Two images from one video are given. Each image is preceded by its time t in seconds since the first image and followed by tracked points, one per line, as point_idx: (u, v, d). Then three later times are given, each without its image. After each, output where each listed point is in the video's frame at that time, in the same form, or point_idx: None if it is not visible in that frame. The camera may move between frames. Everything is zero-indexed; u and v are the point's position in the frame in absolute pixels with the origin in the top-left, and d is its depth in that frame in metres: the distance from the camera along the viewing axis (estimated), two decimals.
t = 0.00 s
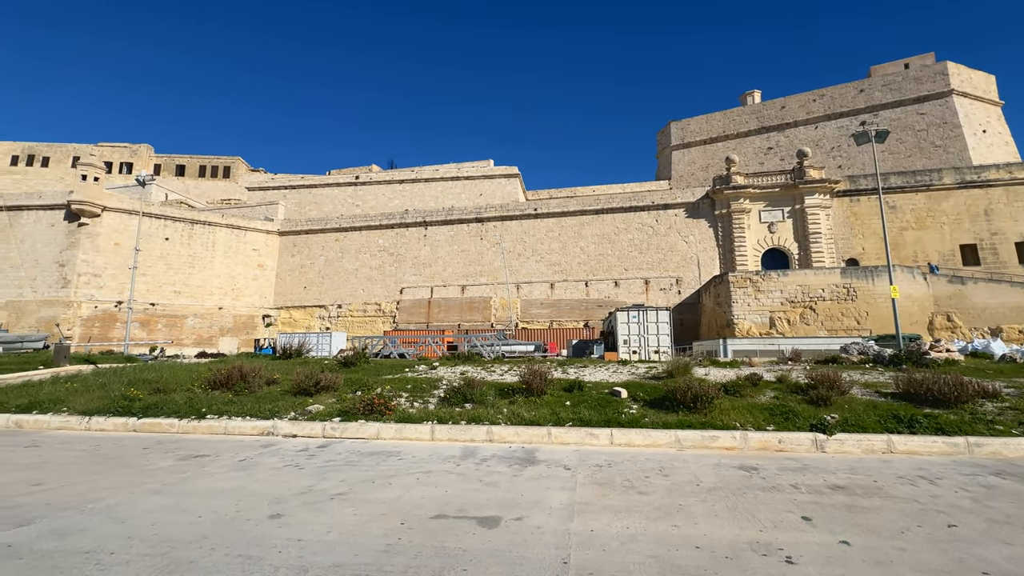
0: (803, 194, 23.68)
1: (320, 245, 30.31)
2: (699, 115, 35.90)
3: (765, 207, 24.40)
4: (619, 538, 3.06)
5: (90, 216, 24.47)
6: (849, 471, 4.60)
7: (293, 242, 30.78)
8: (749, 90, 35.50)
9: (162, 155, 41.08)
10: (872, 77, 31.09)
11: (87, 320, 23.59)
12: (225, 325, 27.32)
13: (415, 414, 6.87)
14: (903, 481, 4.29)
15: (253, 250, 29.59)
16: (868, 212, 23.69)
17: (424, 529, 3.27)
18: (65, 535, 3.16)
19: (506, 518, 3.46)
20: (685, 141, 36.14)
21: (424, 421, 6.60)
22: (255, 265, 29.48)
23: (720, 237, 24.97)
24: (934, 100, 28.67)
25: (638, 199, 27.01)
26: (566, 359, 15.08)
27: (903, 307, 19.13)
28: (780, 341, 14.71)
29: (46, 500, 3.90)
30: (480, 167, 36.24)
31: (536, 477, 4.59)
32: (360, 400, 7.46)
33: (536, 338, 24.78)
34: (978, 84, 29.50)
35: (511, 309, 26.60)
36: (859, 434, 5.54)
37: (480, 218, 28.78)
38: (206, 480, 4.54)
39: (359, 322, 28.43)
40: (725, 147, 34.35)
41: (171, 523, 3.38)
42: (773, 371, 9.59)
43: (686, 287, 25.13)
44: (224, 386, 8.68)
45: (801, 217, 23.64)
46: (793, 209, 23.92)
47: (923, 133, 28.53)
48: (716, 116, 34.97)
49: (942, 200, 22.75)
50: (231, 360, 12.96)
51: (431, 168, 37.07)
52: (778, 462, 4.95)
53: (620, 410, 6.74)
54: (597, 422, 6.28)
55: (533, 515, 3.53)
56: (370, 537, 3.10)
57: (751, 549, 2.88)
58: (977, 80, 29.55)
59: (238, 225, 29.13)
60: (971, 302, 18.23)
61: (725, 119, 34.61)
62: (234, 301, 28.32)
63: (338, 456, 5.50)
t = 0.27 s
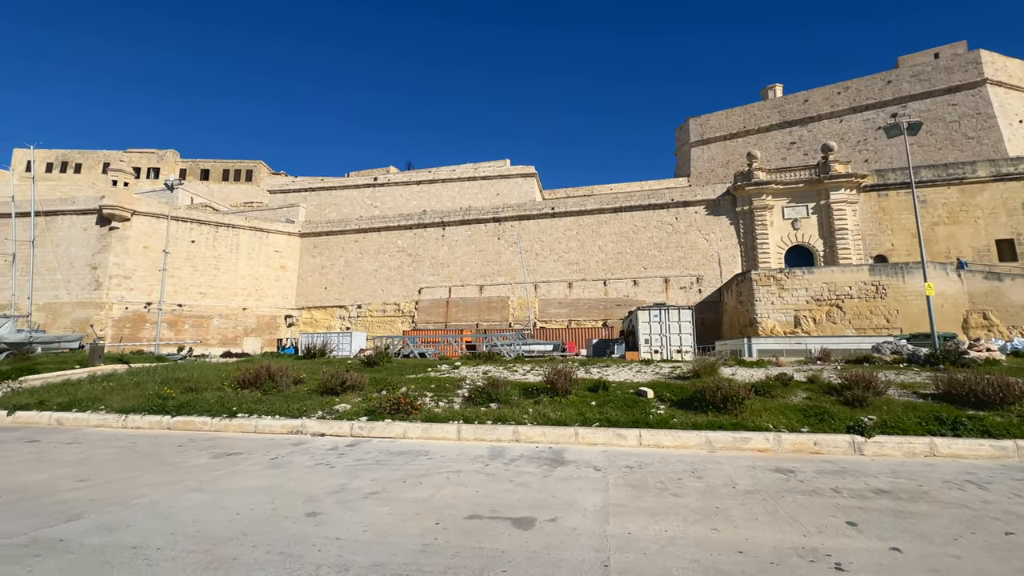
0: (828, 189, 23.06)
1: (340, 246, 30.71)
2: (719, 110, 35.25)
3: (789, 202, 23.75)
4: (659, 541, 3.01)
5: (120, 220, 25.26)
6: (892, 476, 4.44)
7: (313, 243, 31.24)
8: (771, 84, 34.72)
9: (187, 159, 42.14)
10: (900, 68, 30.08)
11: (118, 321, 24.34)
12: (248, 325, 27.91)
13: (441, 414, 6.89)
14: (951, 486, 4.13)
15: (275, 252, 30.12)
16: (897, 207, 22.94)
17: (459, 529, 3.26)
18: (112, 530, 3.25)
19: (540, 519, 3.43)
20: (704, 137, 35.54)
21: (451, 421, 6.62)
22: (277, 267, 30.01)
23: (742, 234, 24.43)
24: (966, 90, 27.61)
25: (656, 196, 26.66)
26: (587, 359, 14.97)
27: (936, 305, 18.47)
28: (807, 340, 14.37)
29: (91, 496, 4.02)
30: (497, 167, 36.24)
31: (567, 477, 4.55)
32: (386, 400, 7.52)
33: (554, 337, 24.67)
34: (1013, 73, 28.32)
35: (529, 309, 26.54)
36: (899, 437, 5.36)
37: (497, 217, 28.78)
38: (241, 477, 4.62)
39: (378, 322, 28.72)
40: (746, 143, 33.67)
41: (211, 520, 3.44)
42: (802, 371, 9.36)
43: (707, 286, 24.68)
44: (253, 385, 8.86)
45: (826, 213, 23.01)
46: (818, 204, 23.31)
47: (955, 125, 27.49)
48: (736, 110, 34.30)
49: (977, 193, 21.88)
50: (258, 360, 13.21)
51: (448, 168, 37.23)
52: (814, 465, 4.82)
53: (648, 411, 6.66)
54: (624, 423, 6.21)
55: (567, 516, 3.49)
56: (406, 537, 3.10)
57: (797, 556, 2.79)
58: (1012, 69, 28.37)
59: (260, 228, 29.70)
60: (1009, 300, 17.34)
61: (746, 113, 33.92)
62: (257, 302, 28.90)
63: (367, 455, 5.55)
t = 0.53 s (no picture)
0: (855, 185, 22.43)
1: (359, 248, 31.10)
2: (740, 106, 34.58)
3: (815, 199, 23.04)
4: (699, 545, 2.94)
5: (149, 225, 26.04)
6: (938, 480, 4.27)
7: (334, 246, 31.70)
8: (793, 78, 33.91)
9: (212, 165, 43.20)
10: (930, 58, 29.00)
11: (148, 322, 25.09)
12: (272, 326, 28.48)
13: (466, 414, 6.90)
14: (1003, 492, 3.94)
15: (297, 254, 30.66)
16: (928, 202, 22.17)
17: (495, 529, 3.24)
18: (156, 526, 3.32)
19: (576, 520, 3.39)
20: (724, 134, 34.91)
21: (477, 421, 6.62)
22: (299, 269, 30.54)
23: (765, 231, 23.87)
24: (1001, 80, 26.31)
25: (676, 194, 26.27)
26: (608, 359, 14.83)
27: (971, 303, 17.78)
28: (837, 339, 13.98)
29: (134, 492, 4.13)
30: (514, 167, 36.22)
31: (598, 478, 4.49)
32: (411, 400, 7.57)
33: (573, 338, 24.51)
34: None
35: (547, 309, 26.44)
36: (943, 440, 5.15)
37: (515, 218, 28.75)
38: (275, 476, 4.69)
39: (398, 323, 28.99)
40: (768, 138, 32.96)
41: (250, 517, 3.50)
42: (834, 372, 9.10)
43: (729, 285, 24.17)
44: (281, 385, 9.02)
45: (853, 209, 22.39)
46: (845, 200, 22.66)
47: (990, 116, 26.28)
48: (756, 106, 33.60)
49: (1014, 186, 20.97)
50: (283, 360, 13.46)
51: (465, 169, 37.37)
52: (854, 468, 4.66)
53: (676, 412, 6.55)
54: (652, 424, 6.12)
55: (603, 518, 3.44)
56: (442, 537, 3.10)
57: (847, 562, 2.70)
58: None
59: (283, 231, 30.27)
60: None
61: (767, 109, 33.21)
62: (280, 303, 29.45)
63: (395, 454, 5.58)
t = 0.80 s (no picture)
0: (880, 181, 21.81)
1: (377, 250, 31.39)
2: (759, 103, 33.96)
3: (838, 196, 22.55)
4: (738, 552, 2.87)
5: (174, 230, 26.70)
6: (985, 487, 4.09)
7: (352, 249, 32.05)
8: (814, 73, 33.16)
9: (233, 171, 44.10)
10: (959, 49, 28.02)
11: (174, 325, 25.73)
12: (292, 328, 28.95)
13: (490, 416, 6.88)
14: None
15: (316, 257, 31.10)
16: (958, 198, 21.44)
17: (527, 533, 3.22)
18: (193, 525, 3.38)
19: (608, 525, 3.34)
20: (743, 131, 34.33)
21: (500, 423, 6.60)
22: (318, 272, 30.98)
23: (786, 230, 23.35)
24: None
25: (694, 193, 25.88)
26: (627, 361, 14.66)
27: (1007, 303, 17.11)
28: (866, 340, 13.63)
29: (170, 492, 4.22)
30: (530, 169, 36.16)
31: (627, 482, 4.43)
32: (434, 401, 7.59)
33: (590, 339, 24.32)
34: None
35: (564, 310, 26.30)
36: (987, 445, 4.96)
37: (531, 219, 28.68)
38: (304, 476, 4.74)
39: (415, 324, 29.17)
40: (788, 135, 32.29)
41: (283, 517, 3.53)
42: (864, 374, 8.84)
43: (749, 285, 23.65)
44: (305, 386, 9.15)
45: (879, 206, 21.78)
46: (870, 197, 22.07)
47: None
48: (776, 102, 32.97)
49: None
50: (305, 362, 13.68)
51: (481, 171, 37.45)
52: (893, 474, 4.51)
53: (703, 414, 6.44)
54: (679, 427, 6.02)
55: (636, 523, 3.39)
56: (475, 540, 3.08)
57: (896, 573, 2.60)
58: None
59: (302, 234, 30.72)
60: None
61: (787, 105, 32.55)
62: (300, 306, 29.91)
63: (420, 456, 5.59)
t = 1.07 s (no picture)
0: (903, 179, 21.28)
1: (391, 253, 31.62)
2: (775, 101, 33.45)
3: (858, 194, 22.08)
4: (770, 560, 2.81)
5: (194, 234, 27.27)
6: None
7: (366, 252, 32.32)
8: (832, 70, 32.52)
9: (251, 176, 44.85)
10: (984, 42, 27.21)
11: (195, 328, 26.25)
12: (308, 331, 29.32)
13: (508, 419, 6.86)
14: None
15: (332, 260, 31.43)
16: (985, 195, 20.82)
17: (554, 538, 3.18)
18: (223, 527, 3.42)
19: (635, 530, 3.30)
20: (759, 130, 33.83)
21: (519, 426, 6.58)
22: (334, 275, 31.31)
23: (805, 230, 22.92)
24: None
25: (710, 193, 25.53)
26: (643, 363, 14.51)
27: None
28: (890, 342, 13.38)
29: (198, 492, 4.29)
30: (543, 170, 36.07)
31: (651, 486, 4.36)
32: (452, 404, 7.60)
33: (605, 341, 24.13)
34: None
35: (578, 312, 26.16)
36: None
37: (544, 221, 28.61)
38: (327, 478, 4.78)
39: (429, 326, 29.29)
40: (806, 133, 31.71)
41: (309, 519, 3.56)
42: (891, 376, 8.60)
43: (767, 286, 23.23)
44: (324, 388, 9.24)
45: (901, 204, 21.26)
46: (892, 195, 21.56)
47: None
48: (793, 100, 32.42)
49: None
50: (324, 364, 13.83)
51: (494, 174, 37.50)
52: (928, 480, 4.37)
53: (725, 418, 6.34)
54: (702, 430, 5.93)
55: (663, 529, 3.34)
56: (501, 544, 3.07)
57: None
58: None
59: (317, 238, 31.09)
60: None
61: (805, 102, 31.99)
62: (316, 308, 30.27)
63: (440, 459, 5.59)
